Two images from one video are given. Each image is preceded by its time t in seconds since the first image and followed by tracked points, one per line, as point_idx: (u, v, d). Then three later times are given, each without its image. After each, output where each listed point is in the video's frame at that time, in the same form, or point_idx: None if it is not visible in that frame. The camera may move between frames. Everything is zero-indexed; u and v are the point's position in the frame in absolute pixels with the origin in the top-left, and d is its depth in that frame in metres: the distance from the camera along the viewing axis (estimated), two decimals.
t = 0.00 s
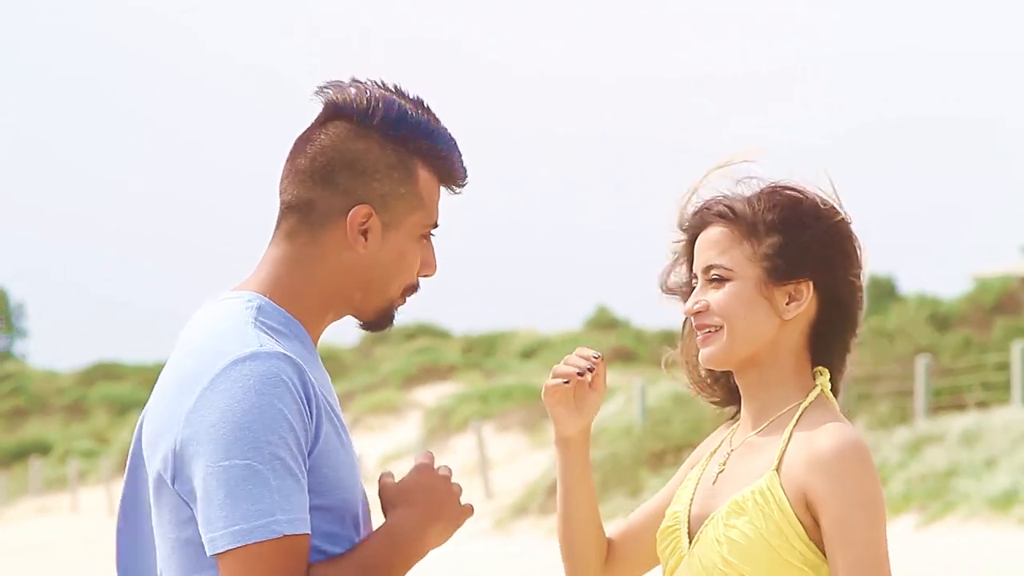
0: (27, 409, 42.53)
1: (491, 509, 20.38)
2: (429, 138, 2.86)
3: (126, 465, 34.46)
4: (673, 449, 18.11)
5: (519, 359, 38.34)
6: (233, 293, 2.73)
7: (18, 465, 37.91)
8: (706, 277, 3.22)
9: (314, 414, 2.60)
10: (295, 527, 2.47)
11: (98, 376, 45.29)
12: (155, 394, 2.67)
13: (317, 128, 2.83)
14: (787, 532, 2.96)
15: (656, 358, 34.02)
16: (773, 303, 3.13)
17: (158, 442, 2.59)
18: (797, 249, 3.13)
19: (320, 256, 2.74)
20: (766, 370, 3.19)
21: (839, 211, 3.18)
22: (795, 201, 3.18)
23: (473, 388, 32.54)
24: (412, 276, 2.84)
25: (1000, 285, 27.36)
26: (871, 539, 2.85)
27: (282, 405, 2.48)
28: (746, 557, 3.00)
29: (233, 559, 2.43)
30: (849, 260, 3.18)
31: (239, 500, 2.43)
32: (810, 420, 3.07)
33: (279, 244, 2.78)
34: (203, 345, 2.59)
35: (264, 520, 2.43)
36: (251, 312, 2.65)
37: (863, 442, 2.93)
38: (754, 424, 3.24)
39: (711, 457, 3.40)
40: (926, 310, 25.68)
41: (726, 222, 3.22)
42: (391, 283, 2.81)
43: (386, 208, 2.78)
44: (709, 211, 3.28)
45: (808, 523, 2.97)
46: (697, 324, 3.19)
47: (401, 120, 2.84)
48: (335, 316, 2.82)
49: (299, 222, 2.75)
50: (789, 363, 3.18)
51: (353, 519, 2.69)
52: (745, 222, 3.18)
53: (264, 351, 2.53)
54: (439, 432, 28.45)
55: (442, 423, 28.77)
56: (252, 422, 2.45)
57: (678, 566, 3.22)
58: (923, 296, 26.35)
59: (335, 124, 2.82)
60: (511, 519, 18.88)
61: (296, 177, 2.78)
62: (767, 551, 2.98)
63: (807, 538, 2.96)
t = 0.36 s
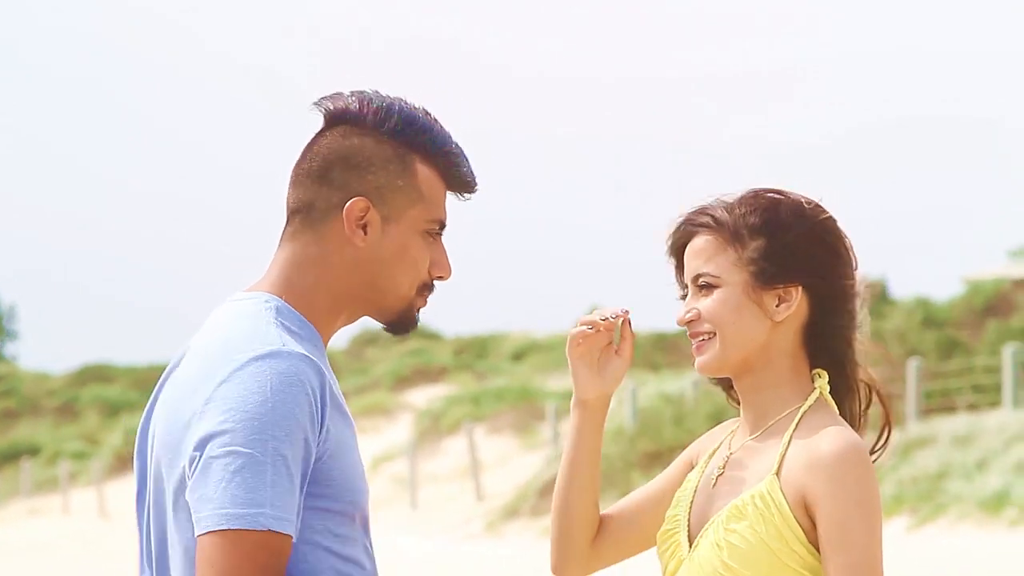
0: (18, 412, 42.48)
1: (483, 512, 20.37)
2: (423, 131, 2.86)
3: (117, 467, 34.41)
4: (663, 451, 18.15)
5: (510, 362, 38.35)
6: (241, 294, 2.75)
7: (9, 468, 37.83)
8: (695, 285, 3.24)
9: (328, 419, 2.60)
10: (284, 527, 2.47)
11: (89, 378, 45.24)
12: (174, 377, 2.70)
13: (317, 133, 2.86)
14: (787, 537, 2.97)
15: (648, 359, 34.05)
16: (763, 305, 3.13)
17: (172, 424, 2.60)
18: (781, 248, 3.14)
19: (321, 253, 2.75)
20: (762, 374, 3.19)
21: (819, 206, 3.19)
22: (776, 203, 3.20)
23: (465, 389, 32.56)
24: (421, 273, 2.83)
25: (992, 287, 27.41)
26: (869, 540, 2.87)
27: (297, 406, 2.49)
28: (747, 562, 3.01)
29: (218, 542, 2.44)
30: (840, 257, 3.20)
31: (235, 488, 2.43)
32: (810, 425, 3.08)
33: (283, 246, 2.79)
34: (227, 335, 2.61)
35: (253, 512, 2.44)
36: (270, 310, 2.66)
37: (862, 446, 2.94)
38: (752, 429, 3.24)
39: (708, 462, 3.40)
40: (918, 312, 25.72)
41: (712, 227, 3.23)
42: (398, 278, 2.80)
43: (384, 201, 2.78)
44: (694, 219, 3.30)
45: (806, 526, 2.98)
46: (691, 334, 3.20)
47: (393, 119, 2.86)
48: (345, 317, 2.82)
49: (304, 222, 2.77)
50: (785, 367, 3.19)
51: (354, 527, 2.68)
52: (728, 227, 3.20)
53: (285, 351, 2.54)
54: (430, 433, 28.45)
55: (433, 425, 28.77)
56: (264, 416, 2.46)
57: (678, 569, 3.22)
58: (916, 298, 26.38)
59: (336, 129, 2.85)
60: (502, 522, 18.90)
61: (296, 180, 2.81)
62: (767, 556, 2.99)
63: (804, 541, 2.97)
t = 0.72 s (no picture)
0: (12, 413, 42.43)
1: (477, 512, 20.36)
2: (423, 134, 2.86)
3: (110, 468, 34.34)
4: (655, 451, 18.12)
5: (504, 363, 38.35)
6: (239, 294, 2.74)
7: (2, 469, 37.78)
8: (695, 287, 3.23)
9: (326, 421, 2.59)
10: (285, 531, 2.46)
11: (83, 379, 45.20)
12: (169, 378, 2.69)
13: (316, 131, 2.85)
14: (783, 539, 2.96)
15: (642, 360, 34.07)
16: (762, 307, 3.13)
17: (170, 427, 2.59)
18: (782, 250, 3.13)
19: (320, 255, 2.74)
20: (763, 375, 3.18)
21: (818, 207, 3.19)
22: (778, 206, 3.19)
23: (458, 390, 32.56)
24: (416, 274, 2.83)
25: (986, 288, 27.45)
26: (864, 542, 2.86)
27: (294, 408, 2.47)
28: (742, 564, 3.00)
29: (218, 550, 2.43)
30: (841, 258, 3.20)
31: (235, 495, 2.43)
32: (811, 426, 3.07)
33: (282, 247, 2.78)
34: (223, 337, 2.59)
35: (255, 518, 2.43)
36: (266, 312, 2.64)
37: (861, 450, 2.94)
38: (754, 432, 3.23)
39: (711, 463, 3.39)
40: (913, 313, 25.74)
41: (711, 230, 3.23)
42: (394, 279, 2.79)
43: (384, 204, 2.77)
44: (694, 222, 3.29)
45: (801, 529, 2.97)
46: (691, 336, 3.19)
47: (393, 120, 2.85)
48: (343, 318, 2.82)
49: (302, 223, 2.76)
50: (786, 368, 3.18)
51: (353, 528, 2.68)
52: (726, 230, 3.19)
53: (281, 353, 2.52)
54: (424, 434, 28.44)
55: (427, 426, 28.76)
56: (261, 420, 2.44)
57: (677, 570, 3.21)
58: (911, 299, 26.40)
59: (334, 129, 2.83)
60: (495, 523, 18.90)
61: (295, 180, 2.80)
62: (764, 559, 2.98)
63: (801, 543, 2.96)
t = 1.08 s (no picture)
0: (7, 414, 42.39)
1: (473, 513, 20.34)
2: (412, 130, 2.84)
3: (105, 469, 34.30)
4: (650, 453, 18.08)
5: (499, 364, 38.33)
6: (234, 294, 2.72)
7: None
8: (693, 289, 3.22)
9: (318, 420, 2.57)
10: (275, 531, 2.44)
11: (78, 380, 45.15)
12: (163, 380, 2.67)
13: (306, 130, 2.83)
14: (778, 541, 2.95)
15: (638, 361, 34.07)
16: (759, 308, 3.11)
17: (162, 428, 2.57)
18: (778, 249, 3.12)
19: (311, 252, 2.72)
20: (760, 377, 3.17)
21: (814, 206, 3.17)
22: (775, 208, 3.18)
23: (454, 391, 32.55)
24: (411, 269, 2.81)
25: (981, 289, 27.48)
26: (858, 545, 2.85)
27: (286, 408, 2.46)
28: (736, 566, 2.99)
29: (208, 549, 2.41)
30: (838, 254, 3.18)
31: (224, 495, 2.41)
32: (808, 428, 3.06)
33: (273, 247, 2.77)
34: (216, 338, 2.58)
35: (245, 518, 2.41)
36: (260, 312, 2.63)
37: (858, 455, 2.92)
38: (751, 433, 3.21)
39: (708, 465, 3.38)
40: (909, 315, 25.75)
41: (710, 233, 3.22)
42: (387, 275, 2.77)
43: (375, 199, 2.75)
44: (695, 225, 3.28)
45: (797, 530, 2.96)
46: (690, 337, 3.18)
47: (383, 115, 2.83)
48: (337, 318, 2.80)
49: (293, 222, 2.74)
50: (782, 369, 3.17)
51: (344, 529, 2.65)
52: (725, 231, 3.19)
53: (273, 352, 2.51)
54: (419, 435, 28.41)
55: (422, 427, 28.76)
56: (253, 419, 2.43)
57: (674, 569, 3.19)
58: (908, 300, 26.39)
59: (323, 126, 2.81)
60: (490, 524, 18.88)
61: (286, 177, 2.78)
62: (758, 560, 2.96)
63: (795, 545, 2.94)
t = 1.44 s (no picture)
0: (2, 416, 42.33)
1: (468, 515, 20.31)
2: (408, 131, 2.84)
3: (100, 470, 34.25)
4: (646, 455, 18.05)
5: (494, 364, 38.33)
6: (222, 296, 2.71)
7: None
8: (689, 289, 3.22)
9: (296, 423, 2.57)
10: (242, 533, 2.44)
11: (73, 381, 45.08)
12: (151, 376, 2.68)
13: (300, 130, 2.82)
14: (770, 540, 2.94)
15: (633, 362, 34.07)
16: (753, 309, 3.11)
17: (143, 426, 2.59)
18: (774, 250, 3.12)
19: (302, 253, 2.72)
20: (754, 378, 3.17)
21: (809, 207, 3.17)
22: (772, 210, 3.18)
23: (449, 393, 32.51)
24: (402, 270, 2.80)
25: (976, 290, 27.52)
26: (850, 544, 2.85)
27: (257, 410, 2.46)
28: (729, 564, 2.98)
29: (174, 550, 2.42)
30: (832, 256, 3.18)
31: (191, 495, 2.42)
32: (802, 428, 3.06)
33: (266, 248, 2.76)
34: (198, 338, 2.58)
35: (209, 519, 2.42)
36: (244, 313, 2.63)
37: (850, 454, 2.92)
38: (744, 432, 3.21)
39: (701, 462, 3.38)
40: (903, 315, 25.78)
41: (708, 233, 3.23)
42: (379, 276, 2.76)
43: (367, 201, 2.75)
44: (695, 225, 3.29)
45: (789, 527, 2.95)
46: (684, 337, 3.18)
47: (378, 117, 2.83)
48: (329, 319, 2.79)
49: (284, 223, 2.74)
50: (777, 369, 3.16)
51: (328, 533, 2.64)
52: (722, 232, 3.19)
53: (250, 355, 2.51)
54: (414, 437, 28.38)
55: (417, 428, 28.75)
56: (223, 421, 2.43)
57: (665, 567, 3.19)
58: (902, 301, 26.41)
59: (318, 126, 2.81)
60: (486, 525, 18.85)
61: (279, 178, 2.77)
62: (750, 558, 2.96)
63: (787, 543, 2.94)
